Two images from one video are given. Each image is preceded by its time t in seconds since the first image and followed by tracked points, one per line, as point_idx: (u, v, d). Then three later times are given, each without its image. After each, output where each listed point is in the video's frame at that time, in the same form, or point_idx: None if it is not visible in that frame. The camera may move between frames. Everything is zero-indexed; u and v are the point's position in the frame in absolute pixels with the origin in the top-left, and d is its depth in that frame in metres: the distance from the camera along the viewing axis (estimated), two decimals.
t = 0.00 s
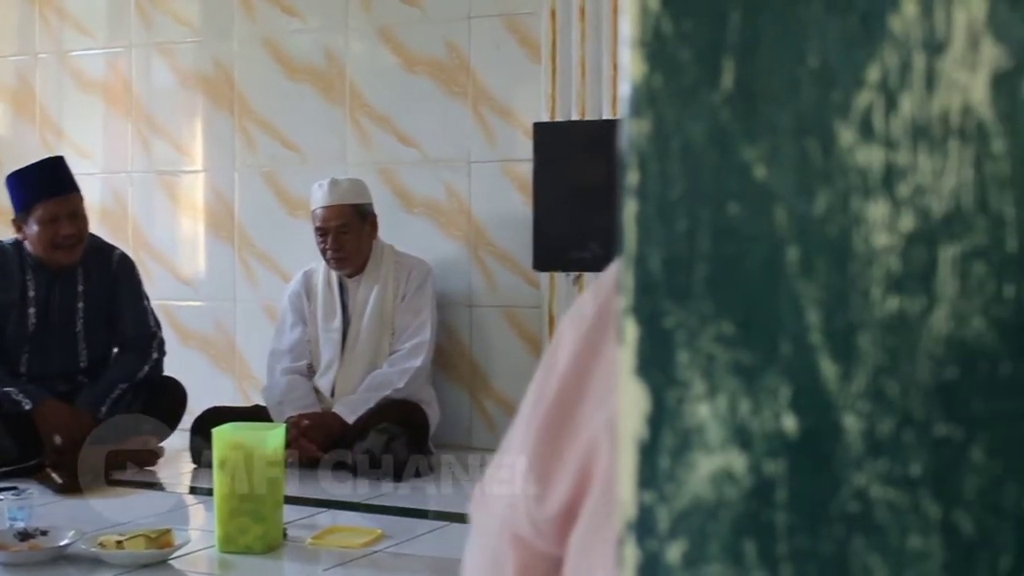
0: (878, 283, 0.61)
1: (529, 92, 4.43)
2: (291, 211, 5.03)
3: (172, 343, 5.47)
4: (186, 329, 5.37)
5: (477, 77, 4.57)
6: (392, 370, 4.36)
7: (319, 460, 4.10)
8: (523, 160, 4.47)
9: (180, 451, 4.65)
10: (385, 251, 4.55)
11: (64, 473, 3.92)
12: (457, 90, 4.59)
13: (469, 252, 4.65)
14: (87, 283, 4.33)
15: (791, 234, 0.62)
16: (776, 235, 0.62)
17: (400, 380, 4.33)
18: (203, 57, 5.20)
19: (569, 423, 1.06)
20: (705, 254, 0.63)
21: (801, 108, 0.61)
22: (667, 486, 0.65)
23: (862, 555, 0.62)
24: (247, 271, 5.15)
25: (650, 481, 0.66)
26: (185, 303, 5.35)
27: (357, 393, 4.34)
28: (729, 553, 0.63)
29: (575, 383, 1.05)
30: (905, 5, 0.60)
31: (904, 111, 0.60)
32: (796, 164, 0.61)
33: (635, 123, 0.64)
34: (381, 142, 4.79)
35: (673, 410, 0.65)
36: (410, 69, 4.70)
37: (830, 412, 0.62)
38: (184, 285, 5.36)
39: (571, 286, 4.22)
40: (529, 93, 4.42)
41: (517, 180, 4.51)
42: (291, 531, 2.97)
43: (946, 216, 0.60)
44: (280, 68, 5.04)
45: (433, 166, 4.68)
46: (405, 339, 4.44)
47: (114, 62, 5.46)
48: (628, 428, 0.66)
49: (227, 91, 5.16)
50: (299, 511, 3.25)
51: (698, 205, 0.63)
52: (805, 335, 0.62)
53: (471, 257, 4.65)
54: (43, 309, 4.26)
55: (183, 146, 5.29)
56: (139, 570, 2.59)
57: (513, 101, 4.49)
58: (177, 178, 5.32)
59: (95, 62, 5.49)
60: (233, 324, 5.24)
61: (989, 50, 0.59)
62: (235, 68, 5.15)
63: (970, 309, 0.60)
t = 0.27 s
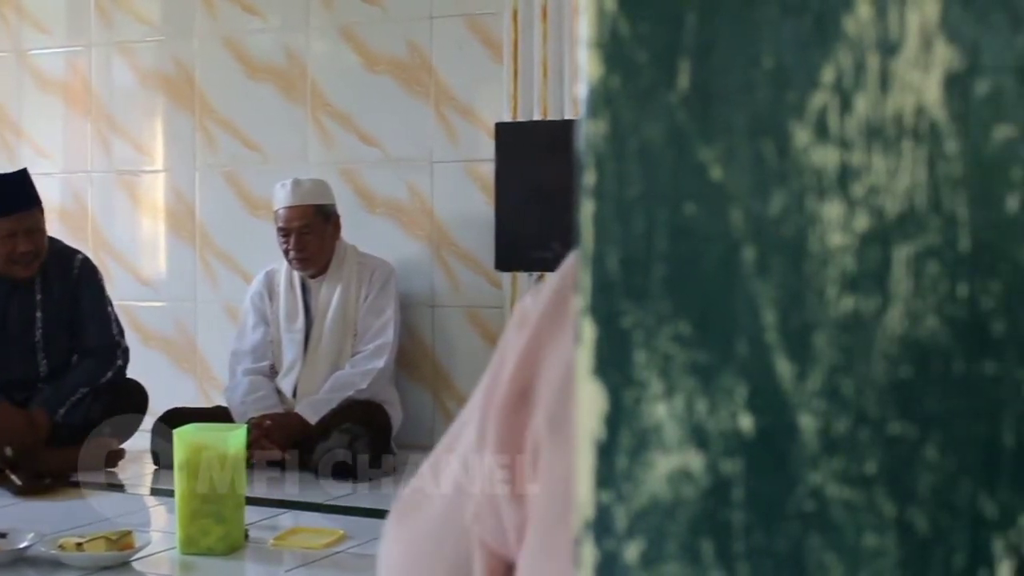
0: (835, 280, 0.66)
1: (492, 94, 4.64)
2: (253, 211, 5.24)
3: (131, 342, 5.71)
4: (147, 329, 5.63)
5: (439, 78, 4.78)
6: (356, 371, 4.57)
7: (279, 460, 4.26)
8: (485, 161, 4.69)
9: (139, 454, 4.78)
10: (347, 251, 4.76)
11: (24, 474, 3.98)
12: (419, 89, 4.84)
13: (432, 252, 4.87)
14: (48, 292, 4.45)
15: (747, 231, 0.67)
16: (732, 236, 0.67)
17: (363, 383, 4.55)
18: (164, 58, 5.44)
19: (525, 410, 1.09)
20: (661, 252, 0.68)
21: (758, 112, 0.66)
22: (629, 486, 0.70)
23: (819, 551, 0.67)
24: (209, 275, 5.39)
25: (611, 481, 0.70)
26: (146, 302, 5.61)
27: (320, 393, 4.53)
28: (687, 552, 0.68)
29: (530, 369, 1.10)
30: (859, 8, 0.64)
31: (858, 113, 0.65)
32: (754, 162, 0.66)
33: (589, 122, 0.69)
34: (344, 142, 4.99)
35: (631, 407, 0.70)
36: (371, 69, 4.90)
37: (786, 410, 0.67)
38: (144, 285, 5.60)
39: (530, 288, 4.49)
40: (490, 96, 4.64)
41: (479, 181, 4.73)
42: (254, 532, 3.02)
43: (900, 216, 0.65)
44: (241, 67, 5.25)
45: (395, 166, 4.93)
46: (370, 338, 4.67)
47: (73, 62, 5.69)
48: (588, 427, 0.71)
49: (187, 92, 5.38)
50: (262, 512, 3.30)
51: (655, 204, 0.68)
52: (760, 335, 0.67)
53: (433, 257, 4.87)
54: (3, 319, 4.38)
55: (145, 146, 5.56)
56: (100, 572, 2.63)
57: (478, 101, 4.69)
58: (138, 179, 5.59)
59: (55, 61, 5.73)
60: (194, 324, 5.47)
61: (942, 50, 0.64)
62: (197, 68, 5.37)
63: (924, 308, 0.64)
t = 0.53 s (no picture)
0: (793, 282, 0.80)
1: (454, 94, 4.72)
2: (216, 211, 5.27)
3: (91, 342, 5.73)
4: (110, 331, 5.66)
5: (403, 78, 4.83)
6: (322, 372, 4.58)
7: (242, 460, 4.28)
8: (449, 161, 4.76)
9: (101, 457, 4.81)
10: (312, 251, 4.80)
11: None
12: (383, 88, 4.88)
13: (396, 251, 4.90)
14: (11, 290, 4.46)
15: (706, 232, 0.81)
16: (692, 239, 0.81)
17: (328, 384, 4.56)
18: (128, 57, 5.49)
19: (481, 416, 1.12)
20: (621, 252, 0.83)
21: (714, 107, 0.80)
22: (592, 484, 0.85)
23: (777, 547, 0.80)
24: (174, 276, 5.43)
25: (572, 483, 0.85)
26: (108, 301, 5.64)
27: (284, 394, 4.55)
28: (649, 552, 0.83)
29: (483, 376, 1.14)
30: (816, 11, 0.79)
31: (816, 113, 0.79)
32: (712, 166, 0.81)
33: (551, 124, 0.84)
34: (309, 142, 5.03)
35: (591, 407, 0.85)
36: (335, 69, 4.97)
37: (747, 410, 0.81)
38: (107, 286, 5.63)
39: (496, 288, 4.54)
40: (452, 95, 4.72)
41: (443, 180, 4.78)
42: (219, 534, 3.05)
43: (857, 215, 0.79)
44: (203, 66, 5.27)
45: (359, 165, 4.96)
46: (334, 341, 4.68)
47: (36, 61, 5.80)
48: (550, 428, 0.86)
49: (150, 91, 5.43)
50: (226, 513, 3.34)
51: (616, 207, 0.83)
52: (720, 334, 0.81)
53: (398, 257, 4.90)
54: None
55: (109, 146, 5.59)
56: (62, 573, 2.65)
57: (441, 100, 4.75)
58: (101, 179, 5.63)
59: (19, 59, 5.83)
60: (157, 325, 5.50)
61: (899, 51, 0.77)
62: (161, 64, 5.34)
63: (881, 308, 0.78)
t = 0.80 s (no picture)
0: (759, 282, 0.80)
1: (424, 93, 4.66)
2: (187, 211, 5.28)
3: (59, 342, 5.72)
4: (79, 332, 5.65)
5: (373, 78, 4.80)
6: (292, 373, 4.57)
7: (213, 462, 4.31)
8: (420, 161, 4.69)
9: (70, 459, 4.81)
10: (284, 252, 4.78)
11: None
12: (352, 89, 4.86)
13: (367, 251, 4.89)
14: None
15: (672, 232, 0.81)
16: (658, 239, 0.82)
17: (299, 385, 4.56)
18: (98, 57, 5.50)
19: (439, 432, 1.15)
20: (587, 253, 0.83)
21: (679, 108, 0.81)
22: (558, 486, 0.85)
23: (742, 546, 0.80)
24: (143, 277, 5.43)
25: (539, 482, 0.85)
26: (77, 302, 5.63)
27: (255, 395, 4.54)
28: (615, 551, 0.83)
29: (440, 395, 1.17)
30: (781, 15, 0.79)
31: (780, 114, 0.80)
32: (678, 164, 0.81)
33: (515, 123, 0.85)
34: (280, 142, 5.02)
35: (558, 407, 0.85)
36: (305, 69, 4.95)
37: (713, 410, 0.81)
38: (76, 286, 5.62)
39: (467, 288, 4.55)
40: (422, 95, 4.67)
41: (414, 180, 4.73)
42: (188, 534, 3.07)
43: (821, 216, 0.79)
44: (173, 67, 5.29)
45: (330, 165, 4.94)
46: (306, 341, 4.67)
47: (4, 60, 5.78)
48: (517, 429, 0.86)
49: (119, 91, 5.44)
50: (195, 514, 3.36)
51: (583, 207, 0.84)
52: (686, 335, 0.81)
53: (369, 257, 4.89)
54: None
55: (78, 147, 5.59)
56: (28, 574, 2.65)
57: (410, 100, 4.71)
58: (70, 179, 5.62)
59: None
60: (127, 325, 5.50)
61: (863, 52, 0.77)
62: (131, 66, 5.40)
63: (847, 308, 0.78)
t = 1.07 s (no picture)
0: (712, 281, 0.81)
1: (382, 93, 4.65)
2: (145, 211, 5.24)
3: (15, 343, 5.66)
4: (36, 334, 5.59)
5: (332, 79, 4.81)
6: (251, 373, 4.55)
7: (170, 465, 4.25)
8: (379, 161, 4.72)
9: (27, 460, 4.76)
10: (243, 252, 4.77)
11: None
12: (312, 88, 4.85)
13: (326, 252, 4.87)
14: None
15: (626, 232, 0.82)
16: (612, 239, 0.82)
17: (257, 386, 4.53)
18: (53, 56, 5.43)
19: (396, 435, 1.15)
20: (541, 254, 0.84)
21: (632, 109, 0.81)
22: (510, 487, 0.85)
23: (696, 545, 0.81)
24: (101, 277, 5.38)
25: (494, 483, 0.85)
26: (35, 304, 5.57)
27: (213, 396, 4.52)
28: (570, 550, 0.83)
29: (395, 400, 1.16)
30: (733, 16, 0.79)
31: (732, 115, 0.80)
32: (632, 163, 0.81)
33: (470, 124, 0.85)
34: (239, 143, 5.01)
35: (512, 407, 0.85)
36: (264, 69, 4.93)
37: (666, 410, 0.82)
38: (33, 287, 5.56)
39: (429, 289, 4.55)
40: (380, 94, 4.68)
41: (373, 181, 4.76)
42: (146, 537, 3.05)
43: (774, 216, 0.79)
44: (131, 66, 5.24)
45: (289, 166, 4.93)
46: (265, 342, 4.65)
47: None
48: (472, 429, 0.86)
49: (75, 89, 5.38)
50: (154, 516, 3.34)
51: (536, 207, 0.84)
52: (639, 335, 0.82)
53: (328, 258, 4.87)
54: None
55: (35, 147, 5.52)
56: None
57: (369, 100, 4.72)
58: (27, 179, 5.55)
59: None
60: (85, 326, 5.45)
61: (814, 54, 0.78)
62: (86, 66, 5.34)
63: (799, 308, 0.79)
